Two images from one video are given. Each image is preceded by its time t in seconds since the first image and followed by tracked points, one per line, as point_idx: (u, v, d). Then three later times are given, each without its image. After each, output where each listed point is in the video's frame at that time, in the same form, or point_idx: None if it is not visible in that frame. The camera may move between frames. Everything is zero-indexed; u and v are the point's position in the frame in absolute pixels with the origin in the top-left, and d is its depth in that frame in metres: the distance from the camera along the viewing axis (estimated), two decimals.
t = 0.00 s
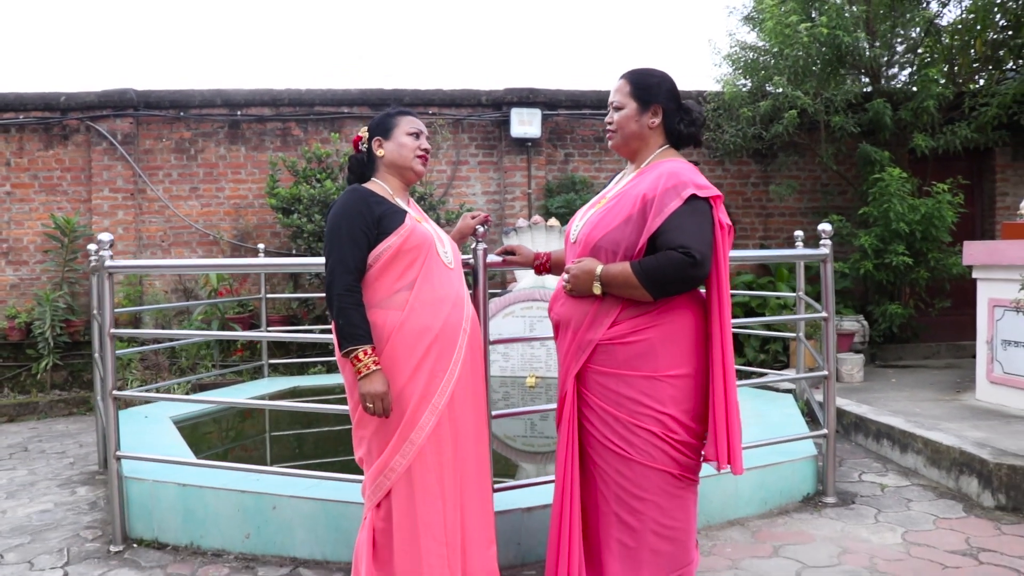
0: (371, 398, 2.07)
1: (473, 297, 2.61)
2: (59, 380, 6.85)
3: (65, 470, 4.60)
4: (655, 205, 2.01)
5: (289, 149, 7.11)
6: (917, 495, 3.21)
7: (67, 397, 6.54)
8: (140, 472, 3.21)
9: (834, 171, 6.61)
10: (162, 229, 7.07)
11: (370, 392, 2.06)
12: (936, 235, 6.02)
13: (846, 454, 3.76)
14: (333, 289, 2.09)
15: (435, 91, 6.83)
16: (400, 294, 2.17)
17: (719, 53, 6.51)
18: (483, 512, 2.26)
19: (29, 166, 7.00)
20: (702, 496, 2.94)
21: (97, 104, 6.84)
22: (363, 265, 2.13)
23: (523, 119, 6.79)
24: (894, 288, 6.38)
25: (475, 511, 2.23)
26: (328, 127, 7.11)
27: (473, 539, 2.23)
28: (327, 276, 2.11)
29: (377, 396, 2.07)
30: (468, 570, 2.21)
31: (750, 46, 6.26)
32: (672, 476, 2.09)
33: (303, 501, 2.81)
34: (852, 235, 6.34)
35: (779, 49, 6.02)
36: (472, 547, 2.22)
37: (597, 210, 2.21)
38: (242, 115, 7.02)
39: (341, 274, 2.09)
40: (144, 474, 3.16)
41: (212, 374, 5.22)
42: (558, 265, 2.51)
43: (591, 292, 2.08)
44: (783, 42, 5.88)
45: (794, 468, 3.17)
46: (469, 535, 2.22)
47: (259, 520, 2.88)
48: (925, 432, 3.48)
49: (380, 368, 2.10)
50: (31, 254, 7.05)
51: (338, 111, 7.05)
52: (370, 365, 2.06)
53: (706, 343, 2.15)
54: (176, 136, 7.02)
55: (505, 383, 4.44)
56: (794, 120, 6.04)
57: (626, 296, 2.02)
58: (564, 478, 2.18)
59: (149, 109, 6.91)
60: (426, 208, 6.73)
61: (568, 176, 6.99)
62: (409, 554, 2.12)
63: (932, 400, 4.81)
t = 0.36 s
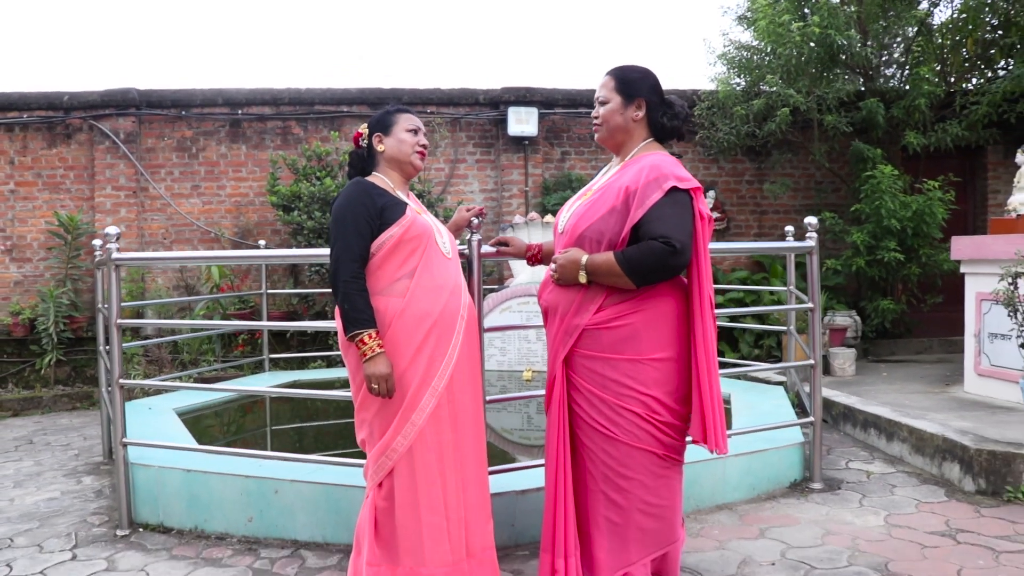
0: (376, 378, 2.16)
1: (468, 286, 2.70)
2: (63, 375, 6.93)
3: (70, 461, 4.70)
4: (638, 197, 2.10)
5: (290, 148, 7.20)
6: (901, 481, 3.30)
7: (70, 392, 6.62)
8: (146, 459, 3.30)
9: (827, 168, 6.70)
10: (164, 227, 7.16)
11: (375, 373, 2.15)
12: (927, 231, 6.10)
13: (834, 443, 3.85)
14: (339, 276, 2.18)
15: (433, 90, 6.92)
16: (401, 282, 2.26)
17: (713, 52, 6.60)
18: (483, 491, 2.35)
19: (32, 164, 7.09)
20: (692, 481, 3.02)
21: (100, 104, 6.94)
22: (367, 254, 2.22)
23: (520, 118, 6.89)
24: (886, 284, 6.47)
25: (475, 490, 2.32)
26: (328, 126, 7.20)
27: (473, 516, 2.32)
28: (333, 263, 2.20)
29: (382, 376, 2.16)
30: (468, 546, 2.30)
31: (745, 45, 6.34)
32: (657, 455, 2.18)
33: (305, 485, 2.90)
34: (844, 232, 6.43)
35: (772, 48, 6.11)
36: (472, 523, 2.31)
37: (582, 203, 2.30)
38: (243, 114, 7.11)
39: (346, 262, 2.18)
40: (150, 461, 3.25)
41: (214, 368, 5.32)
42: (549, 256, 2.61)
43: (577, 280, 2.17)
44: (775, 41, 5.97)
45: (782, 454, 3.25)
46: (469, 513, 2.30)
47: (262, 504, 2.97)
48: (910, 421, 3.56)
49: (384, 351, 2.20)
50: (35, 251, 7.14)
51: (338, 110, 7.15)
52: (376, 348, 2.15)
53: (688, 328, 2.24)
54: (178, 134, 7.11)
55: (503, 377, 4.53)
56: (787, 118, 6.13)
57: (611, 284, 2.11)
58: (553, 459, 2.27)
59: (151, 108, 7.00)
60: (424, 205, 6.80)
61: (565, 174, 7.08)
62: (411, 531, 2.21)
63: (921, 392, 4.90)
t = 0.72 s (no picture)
0: (385, 359, 2.24)
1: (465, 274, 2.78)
2: (68, 369, 7.02)
3: (76, 451, 4.79)
4: (629, 186, 2.18)
5: (292, 145, 7.28)
6: (890, 468, 3.37)
7: (75, 386, 6.71)
8: (153, 445, 3.38)
9: (824, 166, 6.78)
10: (167, 223, 7.24)
11: (383, 353, 2.23)
12: (922, 228, 6.17)
13: (827, 433, 3.93)
14: (349, 260, 2.25)
15: (434, 88, 7.00)
16: (406, 268, 2.34)
17: (711, 51, 6.68)
18: (481, 473, 2.42)
19: (38, 161, 7.17)
20: (685, 467, 3.10)
21: (105, 101, 7.02)
22: (375, 240, 2.30)
23: (520, 116, 6.97)
24: (882, 280, 6.54)
25: (473, 471, 2.40)
26: (330, 124, 7.28)
27: (472, 495, 2.39)
28: (343, 248, 2.27)
29: (391, 356, 2.24)
30: (466, 524, 2.37)
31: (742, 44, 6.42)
32: (648, 435, 2.26)
33: (308, 469, 2.98)
34: (840, 228, 6.50)
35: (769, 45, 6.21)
36: (471, 502, 2.39)
37: (574, 192, 2.37)
38: (246, 111, 7.18)
39: (356, 246, 2.25)
40: (156, 447, 3.33)
41: (218, 361, 5.40)
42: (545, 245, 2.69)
43: (570, 267, 2.24)
44: (772, 39, 6.06)
45: (773, 441, 3.33)
46: (467, 493, 2.38)
47: (266, 488, 3.05)
48: (901, 410, 3.64)
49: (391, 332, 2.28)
50: (40, 247, 7.22)
51: (340, 108, 7.24)
52: (384, 330, 2.23)
53: (678, 312, 2.32)
54: (182, 132, 7.19)
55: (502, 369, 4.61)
56: (783, 115, 6.21)
57: (603, 270, 2.18)
58: (547, 440, 2.34)
59: (155, 105, 7.09)
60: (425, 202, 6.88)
61: (564, 171, 7.16)
62: (409, 508, 2.29)
63: (914, 385, 4.97)
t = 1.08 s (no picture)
0: (394, 345, 2.31)
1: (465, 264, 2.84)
2: (73, 364, 7.10)
3: (83, 442, 4.86)
4: (625, 175, 2.24)
5: (295, 142, 7.35)
6: (882, 456, 3.44)
7: (81, 380, 6.78)
8: (159, 432, 3.45)
9: (822, 163, 6.85)
10: (171, 220, 7.32)
11: (392, 339, 2.30)
12: (918, 224, 6.23)
13: (821, 424, 3.99)
14: (358, 248, 2.32)
15: (436, 86, 7.08)
16: (411, 257, 2.40)
17: (709, 49, 6.75)
18: (481, 457, 2.49)
19: (43, 158, 7.25)
20: (681, 454, 3.16)
21: (110, 99, 7.10)
22: (383, 229, 2.36)
23: (521, 113, 7.03)
24: (879, 276, 6.60)
25: (474, 456, 2.47)
26: (333, 121, 7.36)
27: (472, 478, 2.46)
28: (353, 237, 2.34)
29: (399, 343, 2.31)
30: (465, 507, 2.44)
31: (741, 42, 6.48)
32: (643, 419, 2.33)
33: (311, 455, 3.05)
34: (838, 225, 6.57)
35: (767, 44, 6.29)
36: (470, 485, 2.45)
37: (573, 182, 2.44)
38: (249, 109, 7.26)
39: (365, 235, 2.32)
40: (162, 434, 3.40)
41: (222, 354, 5.48)
42: (543, 235, 2.76)
43: (569, 254, 2.31)
44: (769, 38, 6.14)
45: (767, 430, 3.39)
46: (467, 477, 2.44)
47: (270, 474, 3.12)
48: (893, 400, 3.70)
49: (399, 319, 2.34)
50: (46, 243, 7.30)
51: (342, 106, 7.33)
52: (392, 316, 2.30)
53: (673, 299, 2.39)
54: (186, 129, 7.27)
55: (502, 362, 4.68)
56: (780, 112, 6.29)
57: (600, 257, 2.25)
58: (546, 424, 2.41)
59: (160, 103, 7.16)
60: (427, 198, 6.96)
61: (564, 169, 7.23)
62: (411, 490, 2.36)
63: (909, 378, 5.03)
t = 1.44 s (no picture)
0: (405, 331, 2.37)
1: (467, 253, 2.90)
2: (78, 358, 7.18)
3: (89, 432, 4.93)
4: (626, 165, 2.31)
5: (298, 139, 7.40)
6: (876, 444, 3.50)
7: (86, 374, 6.85)
8: (166, 420, 3.51)
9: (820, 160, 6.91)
10: (176, 216, 7.39)
11: (403, 326, 2.36)
12: (915, 220, 6.30)
13: (817, 414, 4.05)
14: (368, 238, 2.38)
15: (437, 84, 7.15)
16: (419, 246, 2.47)
17: (709, 47, 6.82)
18: (487, 440, 2.56)
19: (49, 154, 7.31)
20: (678, 441, 3.22)
21: (115, 96, 7.17)
22: (391, 220, 2.43)
23: (522, 110, 7.10)
24: (877, 272, 6.67)
25: (480, 438, 2.54)
26: (335, 118, 7.42)
27: (477, 460, 2.53)
28: (362, 228, 2.40)
29: (410, 329, 2.37)
30: (471, 488, 2.51)
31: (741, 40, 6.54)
32: (641, 403, 2.39)
33: (315, 441, 3.11)
34: (836, 221, 6.63)
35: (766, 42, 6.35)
36: (475, 467, 2.52)
37: (574, 171, 2.50)
38: (253, 106, 7.33)
39: (375, 226, 2.38)
40: (169, 422, 3.47)
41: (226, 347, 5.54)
42: (542, 225, 2.82)
43: (571, 242, 2.36)
44: (767, 35, 6.21)
45: (763, 419, 3.45)
46: (472, 459, 2.51)
47: (275, 460, 3.18)
48: (888, 391, 3.76)
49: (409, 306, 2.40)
50: (51, 239, 7.37)
51: (345, 103, 7.39)
52: (403, 304, 2.36)
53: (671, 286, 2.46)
54: (190, 126, 7.33)
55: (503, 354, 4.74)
56: (779, 109, 6.37)
57: (602, 245, 2.31)
58: (547, 408, 2.47)
59: (164, 100, 7.23)
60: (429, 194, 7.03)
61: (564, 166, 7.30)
62: (418, 472, 2.43)
63: (905, 372, 5.09)
